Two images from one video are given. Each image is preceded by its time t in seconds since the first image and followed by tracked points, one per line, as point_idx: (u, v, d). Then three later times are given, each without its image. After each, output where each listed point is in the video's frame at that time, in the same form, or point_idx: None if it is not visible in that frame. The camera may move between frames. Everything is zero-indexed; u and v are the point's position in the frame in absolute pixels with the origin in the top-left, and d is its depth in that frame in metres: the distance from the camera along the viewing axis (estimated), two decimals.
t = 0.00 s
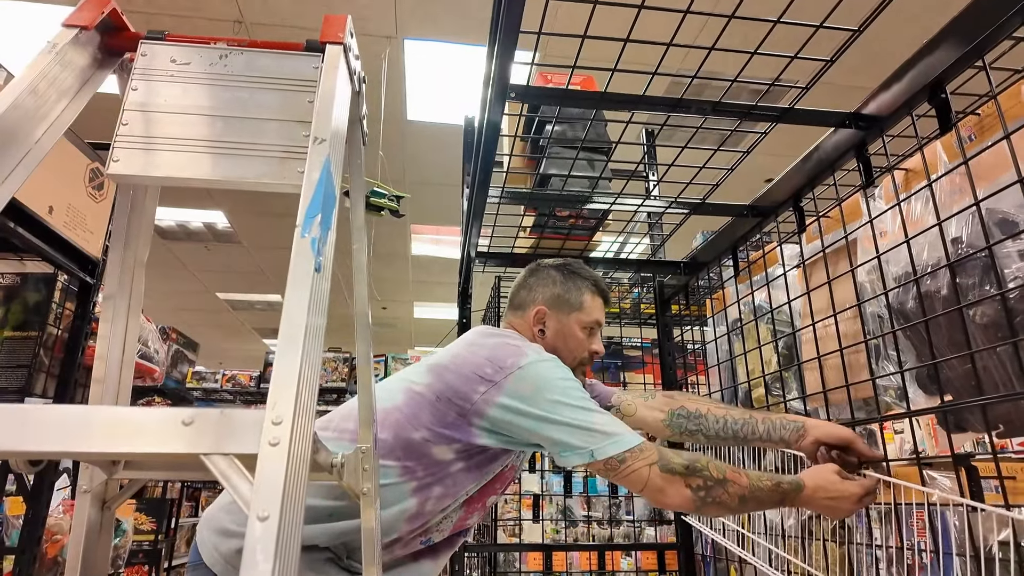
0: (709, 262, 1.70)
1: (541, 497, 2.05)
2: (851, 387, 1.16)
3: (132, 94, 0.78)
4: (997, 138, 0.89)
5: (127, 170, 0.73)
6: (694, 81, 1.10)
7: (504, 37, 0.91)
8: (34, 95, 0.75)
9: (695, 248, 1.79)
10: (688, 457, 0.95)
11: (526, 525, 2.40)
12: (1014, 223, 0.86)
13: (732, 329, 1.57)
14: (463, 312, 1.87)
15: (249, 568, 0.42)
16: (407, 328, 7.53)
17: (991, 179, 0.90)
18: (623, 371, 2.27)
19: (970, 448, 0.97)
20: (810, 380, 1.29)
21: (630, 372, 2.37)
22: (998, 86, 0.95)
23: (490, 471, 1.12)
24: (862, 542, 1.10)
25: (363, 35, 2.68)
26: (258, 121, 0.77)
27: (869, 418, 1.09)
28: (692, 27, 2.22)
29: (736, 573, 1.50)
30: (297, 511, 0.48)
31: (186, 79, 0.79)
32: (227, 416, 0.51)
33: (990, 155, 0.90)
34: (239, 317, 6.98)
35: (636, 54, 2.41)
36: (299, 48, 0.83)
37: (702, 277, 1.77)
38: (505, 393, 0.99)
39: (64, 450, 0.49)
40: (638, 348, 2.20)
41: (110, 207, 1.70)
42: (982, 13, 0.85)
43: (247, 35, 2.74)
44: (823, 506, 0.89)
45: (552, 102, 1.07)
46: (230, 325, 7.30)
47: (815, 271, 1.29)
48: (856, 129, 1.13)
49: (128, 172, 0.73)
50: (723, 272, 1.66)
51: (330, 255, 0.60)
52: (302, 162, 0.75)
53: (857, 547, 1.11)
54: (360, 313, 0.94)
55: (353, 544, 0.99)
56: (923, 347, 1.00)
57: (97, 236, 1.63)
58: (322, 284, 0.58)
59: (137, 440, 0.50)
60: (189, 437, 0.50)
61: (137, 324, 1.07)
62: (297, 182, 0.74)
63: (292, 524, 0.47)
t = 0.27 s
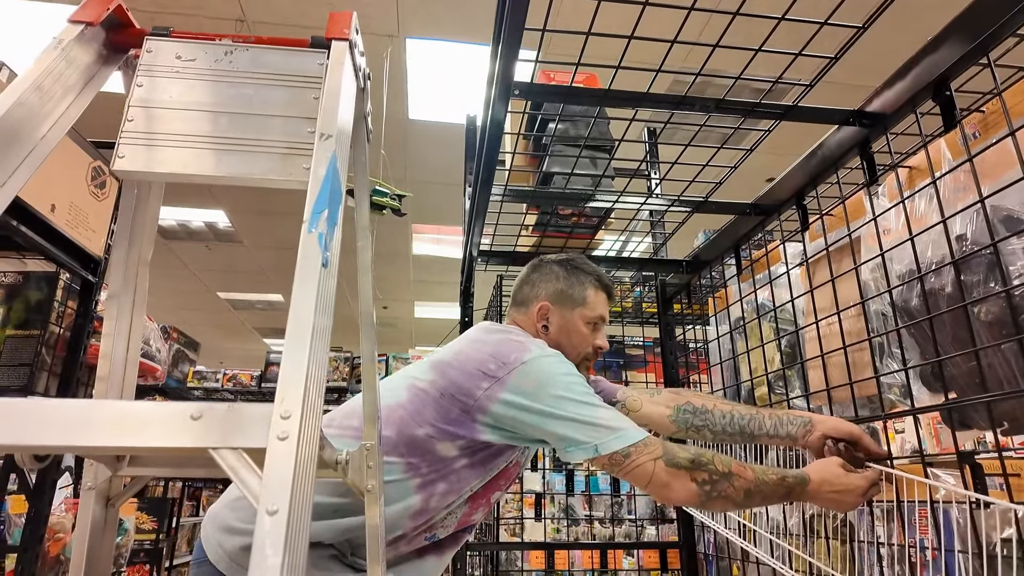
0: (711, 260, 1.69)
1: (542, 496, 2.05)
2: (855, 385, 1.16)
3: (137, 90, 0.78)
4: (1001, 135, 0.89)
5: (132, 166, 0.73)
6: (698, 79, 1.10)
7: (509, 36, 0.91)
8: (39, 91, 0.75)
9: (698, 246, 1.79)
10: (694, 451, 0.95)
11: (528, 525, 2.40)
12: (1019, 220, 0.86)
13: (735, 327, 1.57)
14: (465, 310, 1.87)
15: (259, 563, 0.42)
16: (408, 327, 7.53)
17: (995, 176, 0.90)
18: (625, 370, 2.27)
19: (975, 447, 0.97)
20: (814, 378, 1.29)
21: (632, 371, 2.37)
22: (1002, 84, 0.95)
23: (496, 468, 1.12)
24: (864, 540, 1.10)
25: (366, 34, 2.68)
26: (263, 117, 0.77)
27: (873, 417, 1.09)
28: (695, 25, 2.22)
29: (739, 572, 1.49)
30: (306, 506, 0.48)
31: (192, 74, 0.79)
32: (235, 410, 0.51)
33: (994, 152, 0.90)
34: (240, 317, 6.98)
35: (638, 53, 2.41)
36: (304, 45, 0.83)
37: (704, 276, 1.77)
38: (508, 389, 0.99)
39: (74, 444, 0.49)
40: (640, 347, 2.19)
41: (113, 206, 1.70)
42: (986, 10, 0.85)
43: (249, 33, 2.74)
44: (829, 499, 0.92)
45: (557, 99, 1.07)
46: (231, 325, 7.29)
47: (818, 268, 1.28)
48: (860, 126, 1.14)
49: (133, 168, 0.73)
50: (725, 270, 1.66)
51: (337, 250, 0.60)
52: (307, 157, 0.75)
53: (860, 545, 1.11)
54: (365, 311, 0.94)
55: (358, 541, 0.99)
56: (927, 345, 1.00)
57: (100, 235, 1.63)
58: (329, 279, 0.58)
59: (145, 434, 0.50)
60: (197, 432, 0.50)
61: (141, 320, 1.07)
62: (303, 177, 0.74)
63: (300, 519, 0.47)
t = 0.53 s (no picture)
0: (712, 260, 1.69)
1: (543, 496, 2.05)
2: (856, 385, 1.16)
3: (139, 90, 0.78)
4: (1002, 136, 0.89)
5: (134, 166, 0.73)
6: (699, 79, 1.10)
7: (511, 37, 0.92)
8: (42, 91, 0.75)
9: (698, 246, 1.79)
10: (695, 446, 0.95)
11: (529, 525, 2.40)
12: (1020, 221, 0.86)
13: (735, 327, 1.57)
14: (466, 309, 1.87)
15: (263, 562, 0.42)
16: (408, 328, 7.53)
17: (996, 177, 0.90)
18: (625, 370, 2.27)
19: (975, 446, 0.97)
20: (815, 378, 1.29)
21: (632, 371, 2.37)
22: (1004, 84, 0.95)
23: (497, 467, 1.12)
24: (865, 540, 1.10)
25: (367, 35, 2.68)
26: (265, 117, 0.77)
27: (874, 417, 1.09)
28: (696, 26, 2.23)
29: (740, 571, 1.49)
30: (309, 505, 0.49)
31: (195, 75, 0.80)
32: (238, 410, 0.51)
33: (995, 153, 0.90)
34: (241, 317, 6.98)
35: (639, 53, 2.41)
36: (307, 46, 0.83)
37: (704, 276, 1.77)
38: (507, 387, 1.00)
39: (79, 443, 0.49)
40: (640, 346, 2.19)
41: (114, 206, 1.70)
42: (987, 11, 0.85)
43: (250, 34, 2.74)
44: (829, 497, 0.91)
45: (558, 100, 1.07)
46: (231, 325, 7.30)
47: (819, 268, 1.29)
48: (861, 127, 1.14)
49: (135, 168, 0.73)
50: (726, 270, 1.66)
51: (340, 251, 0.60)
52: (309, 158, 0.75)
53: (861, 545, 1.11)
54: (366, 312, 0.94)
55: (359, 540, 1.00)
56: (928, 345, 1.01)
57: (101, 235, 1.63)
58: (332, 279, 0.58)
59: (148, 433, 0.50)
60: (200, 432, 0.50)
61: (143, 320, 1.07)
62: (305, 178, 0.74)
63: (304, 518, 0.47)
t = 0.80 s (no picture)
0: (712, 260, 1.69)
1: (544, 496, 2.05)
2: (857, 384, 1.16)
3: (139, 88, 0.78)
4: (1004, 134, 0.88)
5: (134, 164, 0.73)
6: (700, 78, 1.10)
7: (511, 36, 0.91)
8: (42, 89, 0.75)
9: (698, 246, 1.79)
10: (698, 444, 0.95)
11: (530, 525, 2.40)
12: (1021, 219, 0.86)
13: (736, 327, 1.57)
14: (466, 309, 1.87)
15: (263, 560, 0.42)
16: (408, 328, 7.53)
17: (997, 175, 0.89)
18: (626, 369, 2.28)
19: (977, 446, 0.97)
20: (815, 377, 1.29)
21: (633, 371, 2.37)
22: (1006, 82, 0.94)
23: (498, 468, 1.12)
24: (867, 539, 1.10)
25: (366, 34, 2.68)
26: (265, 115, 0.77)
27: (875, 416, 1.09)
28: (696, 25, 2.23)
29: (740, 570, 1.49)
30: (310, 504, 0.48)
31: (195, 73, 0.80)
32: (238, 409, 0.51)
33: (996, 151, 0.90)
34: (241, 317, 6.98)
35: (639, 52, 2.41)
36: (307, 43, 0.83)
37: (705, 275, 1.77)
38: (509, 388, 0.99)
39: (78, 442, 0.49)
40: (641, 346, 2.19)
41: (114, 205, 1.70)
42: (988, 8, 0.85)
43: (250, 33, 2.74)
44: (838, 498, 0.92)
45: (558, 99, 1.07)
46: (232, 325, 7.30)
47: (819, 267, 1.28)
48: (862, 125, 1.14)
49: (134, 166, 0.73)
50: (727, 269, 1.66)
51: (340, 249, 0.60)
52: (309, 156, 0.75)
53: (862, 544, 1.11)
54: (368, 311, 0.94)
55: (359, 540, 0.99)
56: (929, 343, 1.00)
57: (102, 234, 1.63)
58: (332, 277, 0.58)
59: (147, 431, 0.50)
60: (200, 430, 0.50)
61: (143, 320, 1.07)
62: (305, 176, 0.74)
63: (304, 516, 0.47)
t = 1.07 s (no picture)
0: (712, 260, 1.69)
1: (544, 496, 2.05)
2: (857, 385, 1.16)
3: (140, 89, 0.78)
4: (1004, 134, 0.88)
5: (136, 165, 0.73)
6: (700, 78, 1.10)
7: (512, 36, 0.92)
8: (43, 90, 0.75)
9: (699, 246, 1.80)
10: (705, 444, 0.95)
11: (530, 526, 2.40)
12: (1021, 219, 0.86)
13: (736, 327, 1.57)
14: (466, 309, 1.87)
15: (266, 560, 0.42)
16: (408, 327, 7.53)
17: (997, 175, 0.89)
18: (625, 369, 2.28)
19: (978, 446, 0.98)
20: (816, 377, 1.29)
21: (632, 371, 2.37)
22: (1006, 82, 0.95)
23: (502, 470, 1.12)
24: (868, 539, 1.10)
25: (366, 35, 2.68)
26: (266, 116, 0.77)
27: (875, 416, 1.09)
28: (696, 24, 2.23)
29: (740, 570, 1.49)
30: (312, 504, 0.49)
31: (196, 74, 0.80)
32: (241, 409, 0.51)
33: (997, 151, 0.90)
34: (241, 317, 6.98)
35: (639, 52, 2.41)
36: (308, 44, 0.83)
37: (705, 275, 1.77)
38: (514, 391, 0.99)
39: (80, 443, 0.49)
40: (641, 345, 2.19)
41: (114, 205, 1.70)
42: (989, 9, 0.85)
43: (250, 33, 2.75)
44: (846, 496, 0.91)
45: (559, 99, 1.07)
46: (232, 325, 7.30)
47: (820, 268, 1.28)
48: (862, 126, 1.14)
49: (136, 167, 0.73)
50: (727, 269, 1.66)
51: (341, 249, 0.60)
52: (310, 157, 0.75)
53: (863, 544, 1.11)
54: (370, 312, 0.94)
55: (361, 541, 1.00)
56: (930, 343, 1.01)
57: (102, 234, 1.63)
58: (334, 279, 0.58)
59: (149, 432, 0.50)
60: (203, 431, 0.50)
61: (144, 320, 1.07)
62: (306, 177, 0.74)
63: (307, 516, 0.47)
